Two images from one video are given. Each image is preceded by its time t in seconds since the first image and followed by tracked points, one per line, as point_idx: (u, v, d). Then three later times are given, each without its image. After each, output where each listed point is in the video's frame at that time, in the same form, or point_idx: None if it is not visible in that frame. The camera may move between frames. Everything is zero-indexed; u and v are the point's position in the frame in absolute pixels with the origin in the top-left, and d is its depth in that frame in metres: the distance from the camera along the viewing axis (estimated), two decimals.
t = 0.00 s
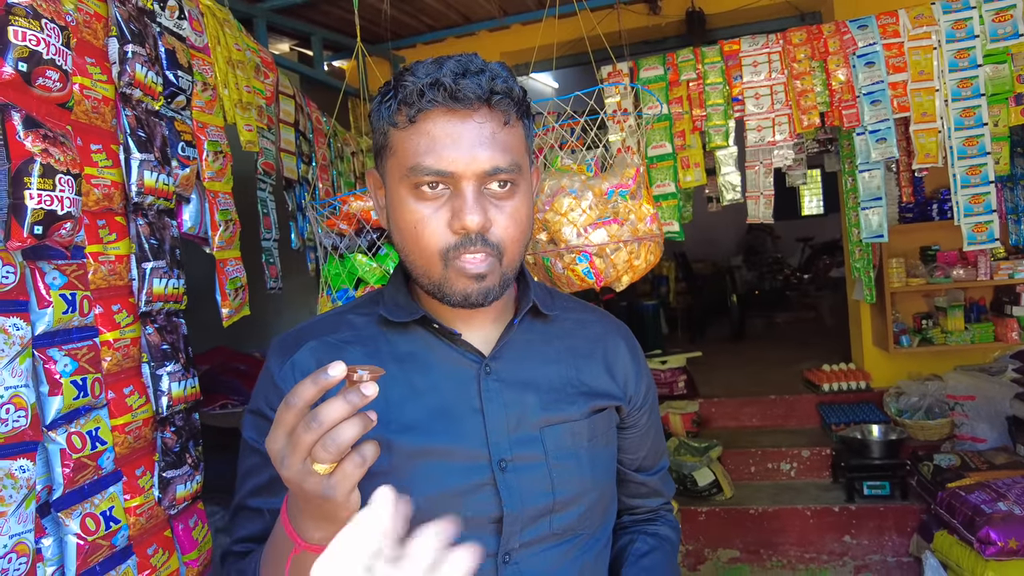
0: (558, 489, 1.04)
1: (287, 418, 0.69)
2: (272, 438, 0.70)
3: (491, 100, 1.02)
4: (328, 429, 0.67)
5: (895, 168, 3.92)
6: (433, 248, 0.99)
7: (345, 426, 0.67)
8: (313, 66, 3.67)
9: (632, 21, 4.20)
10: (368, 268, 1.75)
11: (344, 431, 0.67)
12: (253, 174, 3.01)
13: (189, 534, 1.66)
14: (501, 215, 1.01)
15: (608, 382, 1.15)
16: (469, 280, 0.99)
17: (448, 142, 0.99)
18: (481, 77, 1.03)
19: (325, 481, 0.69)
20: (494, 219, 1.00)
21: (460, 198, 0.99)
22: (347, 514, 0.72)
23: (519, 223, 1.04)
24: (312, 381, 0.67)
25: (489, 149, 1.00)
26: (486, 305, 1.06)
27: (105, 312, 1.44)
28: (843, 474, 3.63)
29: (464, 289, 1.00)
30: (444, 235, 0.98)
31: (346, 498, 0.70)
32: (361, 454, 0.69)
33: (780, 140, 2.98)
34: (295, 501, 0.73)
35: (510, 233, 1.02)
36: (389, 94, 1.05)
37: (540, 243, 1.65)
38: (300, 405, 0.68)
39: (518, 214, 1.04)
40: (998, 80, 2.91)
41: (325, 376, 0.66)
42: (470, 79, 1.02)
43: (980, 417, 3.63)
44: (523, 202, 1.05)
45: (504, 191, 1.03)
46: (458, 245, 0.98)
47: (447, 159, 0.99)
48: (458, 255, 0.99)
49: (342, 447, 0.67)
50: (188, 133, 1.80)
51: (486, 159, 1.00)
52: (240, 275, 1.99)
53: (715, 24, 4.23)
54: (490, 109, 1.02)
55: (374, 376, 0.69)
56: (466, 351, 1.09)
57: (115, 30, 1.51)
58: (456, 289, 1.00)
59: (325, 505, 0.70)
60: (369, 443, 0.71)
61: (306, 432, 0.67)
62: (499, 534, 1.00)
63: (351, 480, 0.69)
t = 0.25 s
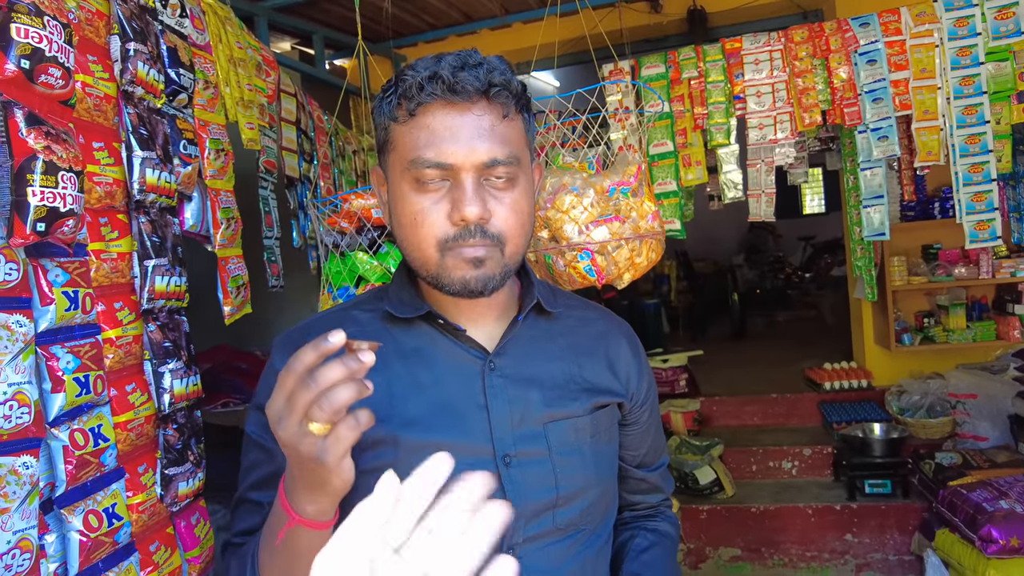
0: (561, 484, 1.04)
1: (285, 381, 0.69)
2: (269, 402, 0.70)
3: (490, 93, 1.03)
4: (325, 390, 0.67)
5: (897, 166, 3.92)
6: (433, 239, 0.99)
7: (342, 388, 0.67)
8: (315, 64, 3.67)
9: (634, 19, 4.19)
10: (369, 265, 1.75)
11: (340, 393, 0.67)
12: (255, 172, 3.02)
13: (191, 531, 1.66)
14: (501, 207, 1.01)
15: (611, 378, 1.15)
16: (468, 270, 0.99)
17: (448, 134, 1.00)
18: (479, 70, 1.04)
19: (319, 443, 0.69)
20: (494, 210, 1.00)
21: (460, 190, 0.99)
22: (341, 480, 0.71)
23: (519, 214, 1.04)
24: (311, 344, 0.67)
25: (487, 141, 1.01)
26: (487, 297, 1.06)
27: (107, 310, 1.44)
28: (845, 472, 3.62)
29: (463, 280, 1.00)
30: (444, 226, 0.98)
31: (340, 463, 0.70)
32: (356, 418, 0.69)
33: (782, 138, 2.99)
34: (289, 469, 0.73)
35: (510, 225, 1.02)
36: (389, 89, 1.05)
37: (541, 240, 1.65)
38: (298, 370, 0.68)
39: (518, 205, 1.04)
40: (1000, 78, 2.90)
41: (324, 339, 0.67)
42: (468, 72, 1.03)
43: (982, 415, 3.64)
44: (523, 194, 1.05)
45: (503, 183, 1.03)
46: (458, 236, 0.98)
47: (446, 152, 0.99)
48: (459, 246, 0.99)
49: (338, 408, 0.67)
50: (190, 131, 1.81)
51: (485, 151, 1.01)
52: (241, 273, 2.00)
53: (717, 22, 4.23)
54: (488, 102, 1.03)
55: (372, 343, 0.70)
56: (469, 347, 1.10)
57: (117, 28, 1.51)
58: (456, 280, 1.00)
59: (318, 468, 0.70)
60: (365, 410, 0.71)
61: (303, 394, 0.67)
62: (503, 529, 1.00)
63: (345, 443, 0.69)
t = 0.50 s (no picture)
0: (560, 481, 1.05)
1: (276, 364, 0.70)
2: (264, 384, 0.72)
3: (476, 87, 1.05)
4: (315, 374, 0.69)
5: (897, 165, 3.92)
6: (424, 229, 1.00)
7: (331, 374, 0.68)
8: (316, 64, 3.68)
9: (635, 19, 4.20)
10: (370, 264, 1.76)
11: (330, 378, 0.68)
12: (257, 172, 3.03)
13: (194, 528, 1.67)
14: (492, 196, 1.02)
15: (611, 376, 1.16)
16: (460, 258, 1.00)
17: (436, 128, 1.02)
18: (465, 65, 1.06)
19: (308, 426, 0.70)
20: (485, 200, 1.01)
21: (450, 180, 1.01)
22: (329, 463, 0.72)
23: (511, 205, 1.04)
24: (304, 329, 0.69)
25: (474, 133, 1.03)
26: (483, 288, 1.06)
27: (111, 308, 1.45)
28: (845, 471, 3.63)
29: (456, 270, 1.01)
30: (434, 216, 1.00)
31: (327, 447, 0.70)
32: (345, 403, 0.70)
33: (782, 137, 2.99)
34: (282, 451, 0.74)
35: (501, 215, 1.03)
36: (382, 89, 1.08)
37: (541, 239, 1.66)
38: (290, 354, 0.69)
39: (509, 195, 1.05)
40: (1000, 77, 2.90)
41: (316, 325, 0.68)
42: (454, 66, 1.05)
43: (982, 414, 3.63)
44: (514, 184, 1.06)
45: (494, 175, 1.04)
46: (449, 226, 0.99)
47: (435, 145, 1.01)
48: (450, 236, 0.99)
49: (326, 392, 0.68)
50: (193, 130, 1.82)
51: (473, 142, 1.02)
52: (244, 272, 2.00)
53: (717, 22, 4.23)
54: (476, 95, 1.05)
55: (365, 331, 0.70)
56: (469, 344, 1.11)
57: (121, 28, 1.52)
58: (450, 270, 1.01)
59: (307, 451, 0.71)
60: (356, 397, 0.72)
61: (293, 378, 0.69)
62: (502, 525, 1.01)
63: (333, 427, 0.70)
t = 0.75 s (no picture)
0: (556, 478, 1.06)
1: (293, 371, 0.70)
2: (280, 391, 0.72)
3: (469, 83, 1.06)
4: (332, 380, 0.69)
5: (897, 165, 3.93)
6: (419, 223, 1.01)
7: (349, 380, 0.68)
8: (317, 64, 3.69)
9: (635, 20, 4.21)
10: (369, 265, 1.77)
11: (348, 384, 0.68)
12: (258, 172, 3.04)
13: (196, 526, 1.68)
14: (485, 190, 1.03)
15: (607, 376, 1.17)
16: (454, 251, 1.01)
17: (430, 123, 1.03)
18: (458, 61, 1.07)
19: (326, 432, 0.70)
20: (478, 194, 1.02)
21: (444, 174, 1.02)
22: (346, 467, 0.73)
23: (505, 199, 1.05)
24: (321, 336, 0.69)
25: (468, 128, 1.04)
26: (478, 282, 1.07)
27: (114, 308, 1.46)
28: (845, 471, 3.63)
29: (451, 261, 1.02)
30: (429, 209, 1.01)
31: (345, 451, 0.70)
32: (362, 410, 0.71)
33: (781, 137, 3.00)
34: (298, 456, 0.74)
35: (496, 208, 1.04)
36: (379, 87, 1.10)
37: (541, 240, 1.67)
38: (306, 361, 0.69)
39: (503, 189, 1.06)
40: (1000, 77, 2.90)
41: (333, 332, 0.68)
42: (448, 62, 1.06)
43: (981, 414, 3.62)
44: (508, 179, 1.07)
45: (488, 169, 1.05)
46: (444, 219, 1.01)
47: (430, 140, 1.03)
48: (445, 229, 1.01)
49: (345, 400, 0.69)
50: (194, 131, 1.83)
51: (466, 137, 1.03)
52: (245, 272, 2.01)
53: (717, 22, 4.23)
54: (469, 92, 1.06)
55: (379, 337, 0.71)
56: (467, 343, 1.12)
57: (123, 30, 1.53)
58: (445, 263, 1.02)
59: (325, 456, 0.71)
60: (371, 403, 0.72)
61: (311, 385, 0.69)
62: (499, 522, 1.02)
63: (351, 433, 0.70)
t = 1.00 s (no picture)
0: (559, 474, 1.06)
1: (373, 389, 0.66)
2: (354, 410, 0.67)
3: (468, 89, 1.06)
4: (418, 399, 0.66)
5: (899, 165, 3.92)
6: (418, 226, 1.02)
7: (438, 398, 0.66)
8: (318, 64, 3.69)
9: (636, 19, 4.24)
10: (371, 265, 1.78)
11: (437, 403, 0.66)
12: (260, 172, 3.04)
13: (198, 526, 1.68)
14: (484, 195, 1.04)
15: (608, 373, 1.17)
16: (452, 254, 1.02)
17: (429, 128, 1.03)
18: (458, 68, 1.07)
19: (410, 451, 0.65)
20: (476, 199, 1.02)
21: (442, 180, 1.02)
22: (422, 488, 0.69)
23: (503, 203, 1.06)
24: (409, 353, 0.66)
25: (467, 134, 1.04)
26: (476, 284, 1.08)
27: (116, 307, 1.46)
28: (847, 470, 3.62)
29: (448, 265, 1.03)
30: (427, 213, 1.01)
31: (427, 472, 0.67)
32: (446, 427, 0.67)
33: (782, 137, 3.00)
34: (365, 475, 0.70)
35: (493, 213, 1.04)
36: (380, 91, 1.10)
37: (542, 239, 1.67)
38: (390, 378, 0.66)
39: (502, 194, 1.06)
40: (1002, 77, 2.89)
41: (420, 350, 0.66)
42: (447, 69, 1.06)
43: (983, 413, 3.62)
44: (507, 184, 1.07)
45: (486, 174, 1.05)
46: (440, 224, 1.01)
47: (429, 145, 1.02)
48: (442, 233, 1.01)
49: (436, 420, 0.66)
50: (196, 131, 1.83)
51: (464, 143, 1.03)
52: (247, 271, 2.02)
53: (719, 21, 4.15)
54: (468, 98, 1.06)
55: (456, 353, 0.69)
56: (469, 341, 1.13)
57: (125, 30, 1.53)
58: (442, 266, 1.03)
59: (406, 476, 0.67)
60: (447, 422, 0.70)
61: (399, 405, 0.65)
62: (502, 517, 1.02)
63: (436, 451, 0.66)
